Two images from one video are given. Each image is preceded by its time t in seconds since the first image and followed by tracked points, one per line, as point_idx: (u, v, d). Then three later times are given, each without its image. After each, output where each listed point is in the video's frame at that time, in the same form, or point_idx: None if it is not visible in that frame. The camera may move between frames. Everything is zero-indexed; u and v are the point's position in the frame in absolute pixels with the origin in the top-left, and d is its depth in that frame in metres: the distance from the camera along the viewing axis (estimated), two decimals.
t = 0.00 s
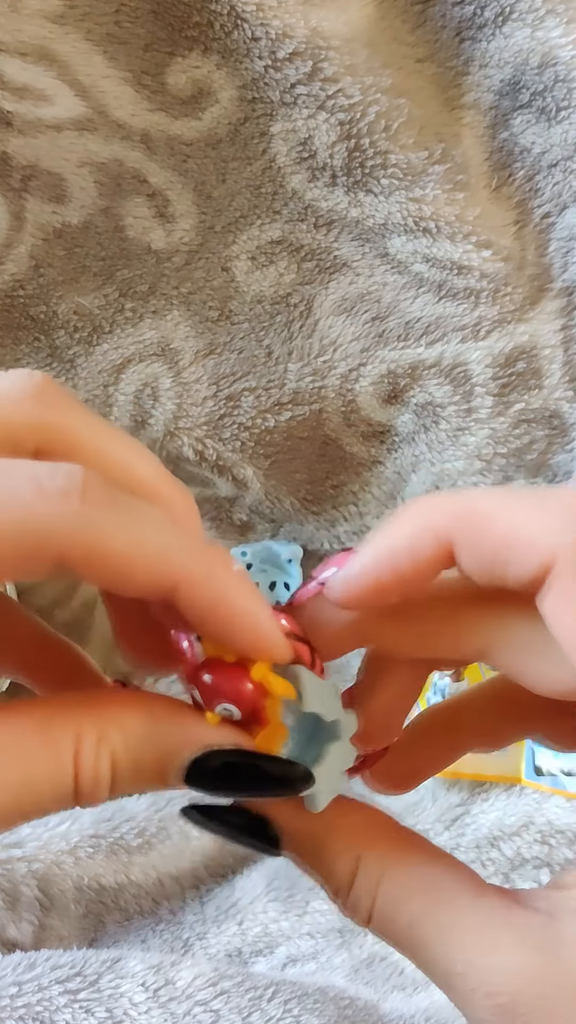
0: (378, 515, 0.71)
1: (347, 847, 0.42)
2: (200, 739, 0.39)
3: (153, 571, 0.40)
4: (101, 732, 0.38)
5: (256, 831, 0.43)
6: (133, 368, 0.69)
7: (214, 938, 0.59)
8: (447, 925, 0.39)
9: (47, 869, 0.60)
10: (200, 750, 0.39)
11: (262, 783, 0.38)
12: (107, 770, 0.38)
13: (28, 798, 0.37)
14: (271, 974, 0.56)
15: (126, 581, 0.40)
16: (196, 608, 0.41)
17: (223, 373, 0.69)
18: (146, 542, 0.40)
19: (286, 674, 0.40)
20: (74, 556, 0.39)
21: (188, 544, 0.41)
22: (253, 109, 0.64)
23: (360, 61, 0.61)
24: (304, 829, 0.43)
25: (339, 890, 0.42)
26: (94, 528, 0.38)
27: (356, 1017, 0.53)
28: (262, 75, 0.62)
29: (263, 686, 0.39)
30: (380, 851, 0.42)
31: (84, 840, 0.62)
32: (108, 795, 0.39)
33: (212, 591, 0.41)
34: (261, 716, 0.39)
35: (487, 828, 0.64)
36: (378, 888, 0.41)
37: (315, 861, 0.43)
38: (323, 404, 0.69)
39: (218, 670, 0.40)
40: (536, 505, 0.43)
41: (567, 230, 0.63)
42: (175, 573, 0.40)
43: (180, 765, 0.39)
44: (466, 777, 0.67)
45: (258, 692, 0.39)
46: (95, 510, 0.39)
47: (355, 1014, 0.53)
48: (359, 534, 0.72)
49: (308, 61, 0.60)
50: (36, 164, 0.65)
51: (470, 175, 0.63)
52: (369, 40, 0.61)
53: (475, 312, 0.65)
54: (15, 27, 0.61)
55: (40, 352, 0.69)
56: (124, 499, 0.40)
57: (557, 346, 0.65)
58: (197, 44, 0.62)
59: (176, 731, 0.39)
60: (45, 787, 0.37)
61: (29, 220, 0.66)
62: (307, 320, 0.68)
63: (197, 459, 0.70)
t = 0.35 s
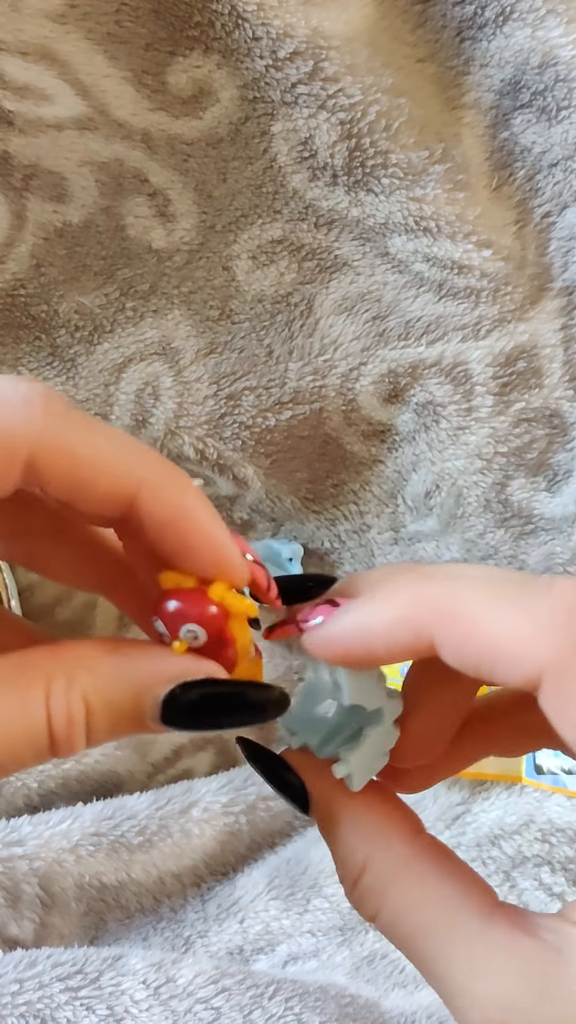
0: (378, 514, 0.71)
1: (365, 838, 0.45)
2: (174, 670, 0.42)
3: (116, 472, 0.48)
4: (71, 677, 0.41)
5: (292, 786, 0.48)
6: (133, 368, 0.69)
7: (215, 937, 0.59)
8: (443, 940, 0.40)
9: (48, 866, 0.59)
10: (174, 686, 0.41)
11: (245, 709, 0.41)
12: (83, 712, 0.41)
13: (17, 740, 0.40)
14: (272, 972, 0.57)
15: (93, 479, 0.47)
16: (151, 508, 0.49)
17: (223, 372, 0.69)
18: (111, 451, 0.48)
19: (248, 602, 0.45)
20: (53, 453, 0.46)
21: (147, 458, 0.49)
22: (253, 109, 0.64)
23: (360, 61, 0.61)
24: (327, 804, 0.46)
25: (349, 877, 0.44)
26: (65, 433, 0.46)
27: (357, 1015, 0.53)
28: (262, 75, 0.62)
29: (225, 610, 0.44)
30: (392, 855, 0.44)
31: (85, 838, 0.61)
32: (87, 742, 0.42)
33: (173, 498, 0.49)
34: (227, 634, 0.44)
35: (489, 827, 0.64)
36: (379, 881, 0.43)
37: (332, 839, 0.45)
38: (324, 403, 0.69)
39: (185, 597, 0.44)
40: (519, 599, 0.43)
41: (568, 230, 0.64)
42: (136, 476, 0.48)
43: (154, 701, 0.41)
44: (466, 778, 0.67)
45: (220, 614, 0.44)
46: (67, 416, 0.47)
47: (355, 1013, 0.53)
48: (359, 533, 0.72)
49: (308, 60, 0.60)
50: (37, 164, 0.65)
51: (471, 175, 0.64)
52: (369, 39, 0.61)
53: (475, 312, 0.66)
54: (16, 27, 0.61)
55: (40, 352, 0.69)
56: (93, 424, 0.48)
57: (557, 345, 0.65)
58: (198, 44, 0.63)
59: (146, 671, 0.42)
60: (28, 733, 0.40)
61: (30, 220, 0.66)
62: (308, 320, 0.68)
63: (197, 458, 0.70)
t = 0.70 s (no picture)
0: (378, 513, 0.70)
1: (495, 795, 0.47)
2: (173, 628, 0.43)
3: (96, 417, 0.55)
4: (71, 649, 0.43)
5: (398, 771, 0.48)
6: (134, 367, 0.69)
7: (217, 936, 0.59)
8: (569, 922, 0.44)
9: (49, 865, 0.59)
10: (175, 641, 0.42)
11: (248, 661, 0.43)
12: (83, 683, 0.42)
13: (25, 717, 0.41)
14: (274, 972, 0.57)
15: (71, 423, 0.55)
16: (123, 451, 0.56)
17: (223, 372, 0.69)
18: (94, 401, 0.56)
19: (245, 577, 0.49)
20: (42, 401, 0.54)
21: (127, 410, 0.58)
22: (254, 107, 0.64)
23: (360, 61, 0.61)
24: (453, 770, 0.47)
25: (487, 836, 0.46)
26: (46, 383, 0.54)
27: (360, 1015, 0.53)
28: (262, 74, 0.62)
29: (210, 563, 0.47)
30: (530, 806, 0.47)
31: (85, 837, 0.61)
32: (95, 722, 0.43)
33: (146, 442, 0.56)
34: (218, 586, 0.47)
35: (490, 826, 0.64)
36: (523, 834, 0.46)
37: (463, 797, 0.47)
38: (324, 402, 0.69)
39: (178, 553, 0.47)
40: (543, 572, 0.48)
41: (567, 229, 0.64)
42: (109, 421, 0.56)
43: (155, 663, 0.42)
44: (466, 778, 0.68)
45: (205, 567, 0.47)
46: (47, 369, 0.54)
47: (358, 1012, 0.53)
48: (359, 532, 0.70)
49: (308, 59, 0.61)
50: (37, 163, 0.65)
51: (471, 173, 0.64)
52: (369, 38, 0.62)
53: (475, 311, 0.66)
54: (16, 25, 0.61)
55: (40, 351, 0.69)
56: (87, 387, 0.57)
57: (557, 344, 0.65)
58: (198, 42, 0.63)
59: (140, 634, 0.43)
60: (36, 710, 0.42)
61: (31, 218, 0.66)
62: (308, 318, 0.68)
63: (197, 459, 0.70)
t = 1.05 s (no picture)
0: (379, 514, 0.71)
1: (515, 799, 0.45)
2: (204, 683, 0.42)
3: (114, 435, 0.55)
4: (96, 708, 0.42)
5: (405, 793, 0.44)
6: (135, 367, 0.69)
7: (219, 937, 0.59)
8: None
9: (50, 865, 0.59)
10: (207, 698, 0.42)
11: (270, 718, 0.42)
12: (110, 743, 0.41)
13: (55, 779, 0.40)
14: (276, 974, 0.56)
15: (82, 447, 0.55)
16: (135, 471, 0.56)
17: (224, 372, 0.69)
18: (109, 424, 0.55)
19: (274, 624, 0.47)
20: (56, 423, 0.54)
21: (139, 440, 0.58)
22: (255, 107, 0.64)
23: (362, 61, 0.61)
24: (469, 778, 0.45)
25: (520, 844, 0.44)
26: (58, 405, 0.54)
27: (361, 1016, 0.53)
28: (264, 73, 0.62)
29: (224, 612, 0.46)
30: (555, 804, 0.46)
31: (86, 838, 0.61)
32: (121, 783, 0.42)
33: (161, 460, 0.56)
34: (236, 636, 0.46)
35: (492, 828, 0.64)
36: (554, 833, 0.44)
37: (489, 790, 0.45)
38: (325, 403, 0.69)
39: (192, 604, 0.46)
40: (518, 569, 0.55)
41: (569, 229, 0.63)
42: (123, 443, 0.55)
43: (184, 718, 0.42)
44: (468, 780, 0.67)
45: (218, 621, 0.46)
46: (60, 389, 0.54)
47: (359, 1013, 0.53)
48: (361, 533, 0.72)
49: (310, 59, 0.61)
50: (38, 164, 0.65)
51: (472, 173, 0.64)
52: (370, 38, 0.62)
53: (477, 311, 0.66)
54: (17, 25, 0.61)
55: (41, 351, 0.69)
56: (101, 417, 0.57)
57: (558, 344, 0.65)
58: (199, 43, 0.63)
59: (167, 690, 0.42)
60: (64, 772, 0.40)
61: (31, 218, 0.66)
62: (309, 319, 0.68)
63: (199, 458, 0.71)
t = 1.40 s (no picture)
0: (379, 514, 0.71)
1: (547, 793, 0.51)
2: (242, 733, 0.42)
3: (127, 572, 0.41)
4: (128, 741, 0.43)
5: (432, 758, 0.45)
6: (134, 368, 0.69)
7: (219, 938, 0.59)
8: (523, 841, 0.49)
9: (50, 868, 0.59)
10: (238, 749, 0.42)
11: (317, 777, 0.41)
12: (139, 775, 0.43)
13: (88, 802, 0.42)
14: (274, 976, 0.57)
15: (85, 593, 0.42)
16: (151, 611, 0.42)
17: (224, 372, 0.69)
18: (126, 554, 0.41)
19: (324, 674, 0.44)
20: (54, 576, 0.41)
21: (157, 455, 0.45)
22: (254, 108, 0.64)
23: (361, 61, 0.61)
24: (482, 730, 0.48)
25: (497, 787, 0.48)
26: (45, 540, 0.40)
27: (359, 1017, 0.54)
28: (263, 74, 0.62)
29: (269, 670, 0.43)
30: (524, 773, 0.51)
31: (86, 839, 0.61)
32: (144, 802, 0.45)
33: (191, 601, 0.42)
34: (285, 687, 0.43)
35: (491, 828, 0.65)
36: None
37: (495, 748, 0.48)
38: (324, 403, 0.69)
39: (225, 650, 0.43)
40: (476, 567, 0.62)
41: (568, 229, 0.64)
42: (135, 587, 0.42)
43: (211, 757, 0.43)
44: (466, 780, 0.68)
45: (254, 668, 0.43)
46: (38, 516, 0.40)
47: (358, 1014, 0.55)
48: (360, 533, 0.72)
49: (309, 60, 0.61)
50: (38, 164, 0.65)
51: (472, 174, 0.64)
52: (370, 38, 0.62)
53: (476, 311, 0.65)
54: (17, 25, 0.61)
55: (41, 352, 0.69)
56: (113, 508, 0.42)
57: (558, 345, 0.65)
58: (198, 43, 0.63)
59: (200, 731, 0.43)
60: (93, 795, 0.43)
61: (31, 219, 0.66)
62: (308, 319, 0.68)
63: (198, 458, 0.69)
